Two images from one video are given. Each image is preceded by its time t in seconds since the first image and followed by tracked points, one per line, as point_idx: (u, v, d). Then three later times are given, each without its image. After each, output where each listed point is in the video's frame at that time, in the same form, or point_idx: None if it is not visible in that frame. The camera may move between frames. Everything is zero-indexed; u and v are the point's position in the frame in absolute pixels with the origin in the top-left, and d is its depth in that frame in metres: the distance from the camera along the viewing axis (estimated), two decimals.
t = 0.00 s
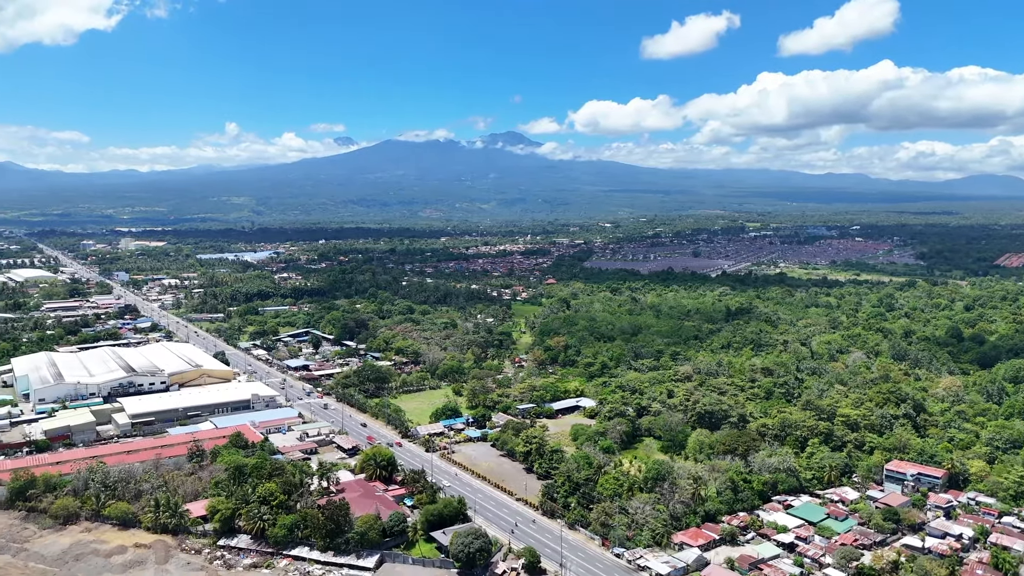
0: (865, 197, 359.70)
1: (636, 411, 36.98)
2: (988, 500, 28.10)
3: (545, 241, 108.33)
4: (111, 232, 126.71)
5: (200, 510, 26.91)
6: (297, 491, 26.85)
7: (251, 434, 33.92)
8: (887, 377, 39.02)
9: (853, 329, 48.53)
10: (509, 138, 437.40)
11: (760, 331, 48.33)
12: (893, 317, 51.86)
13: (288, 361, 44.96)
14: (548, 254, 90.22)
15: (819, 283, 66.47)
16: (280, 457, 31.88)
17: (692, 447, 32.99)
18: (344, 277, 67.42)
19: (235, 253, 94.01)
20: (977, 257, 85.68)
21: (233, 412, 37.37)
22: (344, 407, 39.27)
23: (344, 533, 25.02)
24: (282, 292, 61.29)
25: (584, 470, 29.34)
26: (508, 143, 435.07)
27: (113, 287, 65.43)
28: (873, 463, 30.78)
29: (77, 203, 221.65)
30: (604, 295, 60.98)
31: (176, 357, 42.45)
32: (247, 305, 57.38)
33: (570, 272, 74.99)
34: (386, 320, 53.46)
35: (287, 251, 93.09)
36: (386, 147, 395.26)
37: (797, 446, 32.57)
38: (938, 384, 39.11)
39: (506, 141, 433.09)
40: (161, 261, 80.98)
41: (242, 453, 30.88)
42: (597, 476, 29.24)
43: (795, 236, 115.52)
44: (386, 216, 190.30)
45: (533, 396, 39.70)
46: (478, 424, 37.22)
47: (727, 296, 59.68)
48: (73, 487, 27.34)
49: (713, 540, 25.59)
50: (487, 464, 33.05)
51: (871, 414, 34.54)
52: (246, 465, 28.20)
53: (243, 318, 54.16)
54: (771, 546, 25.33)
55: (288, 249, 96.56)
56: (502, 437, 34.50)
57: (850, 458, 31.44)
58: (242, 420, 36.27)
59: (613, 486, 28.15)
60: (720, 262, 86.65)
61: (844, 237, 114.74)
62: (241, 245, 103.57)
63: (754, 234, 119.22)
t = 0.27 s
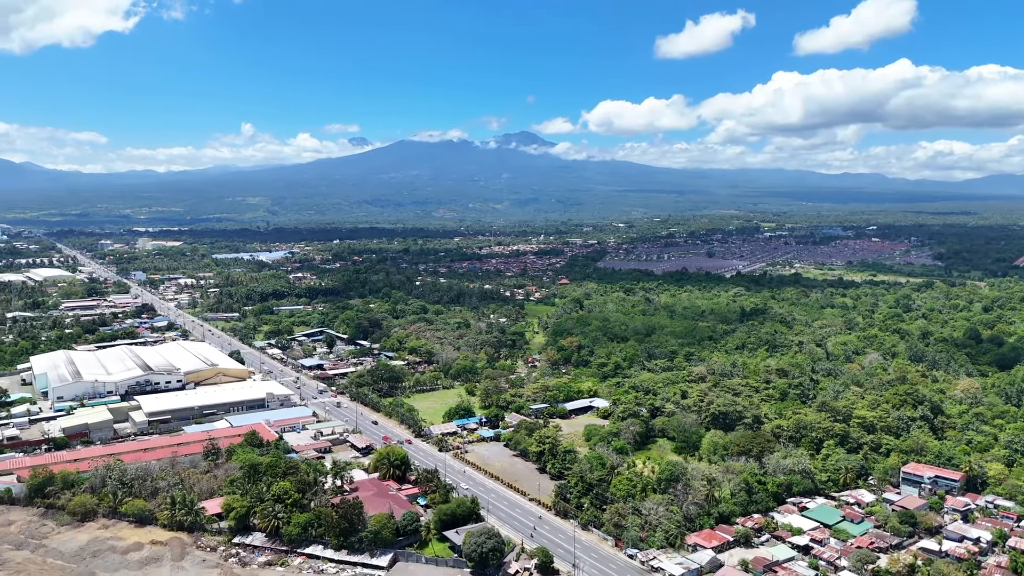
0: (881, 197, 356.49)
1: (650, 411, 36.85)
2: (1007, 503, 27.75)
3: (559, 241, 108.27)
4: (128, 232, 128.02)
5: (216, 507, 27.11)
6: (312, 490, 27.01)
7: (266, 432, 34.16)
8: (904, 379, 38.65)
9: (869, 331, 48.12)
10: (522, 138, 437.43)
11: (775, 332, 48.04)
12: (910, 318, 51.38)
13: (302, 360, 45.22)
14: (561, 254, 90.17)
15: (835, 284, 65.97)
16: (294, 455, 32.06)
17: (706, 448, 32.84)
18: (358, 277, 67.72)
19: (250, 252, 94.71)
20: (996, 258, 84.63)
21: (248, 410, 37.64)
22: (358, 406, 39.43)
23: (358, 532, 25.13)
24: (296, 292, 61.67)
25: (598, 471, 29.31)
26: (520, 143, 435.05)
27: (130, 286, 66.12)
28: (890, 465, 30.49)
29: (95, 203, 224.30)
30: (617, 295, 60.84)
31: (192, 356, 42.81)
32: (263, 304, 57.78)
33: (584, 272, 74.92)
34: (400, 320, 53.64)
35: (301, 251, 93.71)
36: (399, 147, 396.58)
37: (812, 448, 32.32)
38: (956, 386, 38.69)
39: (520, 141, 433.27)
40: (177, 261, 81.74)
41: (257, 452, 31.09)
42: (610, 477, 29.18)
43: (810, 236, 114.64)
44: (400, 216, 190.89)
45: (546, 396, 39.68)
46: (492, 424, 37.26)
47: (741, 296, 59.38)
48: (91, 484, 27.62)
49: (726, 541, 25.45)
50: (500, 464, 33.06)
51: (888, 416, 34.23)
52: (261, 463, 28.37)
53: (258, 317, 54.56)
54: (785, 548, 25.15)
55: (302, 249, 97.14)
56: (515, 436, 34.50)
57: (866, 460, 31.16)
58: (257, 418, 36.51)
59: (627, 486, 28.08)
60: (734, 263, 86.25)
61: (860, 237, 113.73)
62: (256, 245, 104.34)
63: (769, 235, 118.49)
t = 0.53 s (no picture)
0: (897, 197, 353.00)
1: (663, 412, 36.73)
2: None
3: (572, 241, 108.12)
4: (146, 232, 129.42)
5: (231, 505, 27.32)
6: (326, 488, 27.16)
7: (281, 431, 34.37)
8: (921, 380, 38.27)
9: (886, 332, 47.68)
10: (534, 138, 437.24)
11: (790, 333, 47.71)
12: (927, 320, 50.83)
13: (317, 359, 45.47)
14: (574, 254, 90.06)
15: (851, 284, 65.44)
16: (308, 454, 32.24)
17: (720, 449, 32.68)
18: (372, 277, 67.99)
19: (265, 252, 95.36)
20: (1016, 259, 83.55)
21: (263, 409, 37.90)
22: (372, 405, 39.57)
23: (371, 531, 25.22)
24: (311, 291, 62.01)
25: (611, 471, 29.25)
26: (533, 142, 434.84)
27: (147, 285, 66.79)
28: (906, 467, 30.19)
29: (113, 203, 226.96)
30: (631, 296, 60.68)
31: (207, 355, 43.16)
32: (278, 304, 58.15)
33: (597, 272, 74.80)
34: (413, 320, 53.79)
35: (316, 251, 94.23)
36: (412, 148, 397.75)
37: (828, 449, 32.08)
38: (974, 388, 38.25)
39: (533, 140, 433.15)
40: (194, 260, 82.46)
41: (272, 450, 31.30)
42: (624, 478, 29.12)
43: (826, 236, 113.68)
44: (413, 216, 191.45)
45: (559, 396, 39.65)
46: (505, 423, 37.27)
47: (756, 297, 59.03)
48: (108, 481, 27.92)
49: (741, 543, 25.30)
50: (513, 463, 33.07)
51: (905, 418, 33.90)
52: (275, 462, 28.55)
53: (273, 317, 54.93)
54: (800, 551, 24.98)
55: (317, 249, 97.67)
56: (528, 436, 34.49)
57: (883, 462, 30.88)
58: (272, 417, 36.76)
59: (640, 487, 28.01)
60: (749, 263, 85.77)
61: (877, 238, 112.67)
62: (272, 245, 105.01)
63: (785, 235, 117.66)
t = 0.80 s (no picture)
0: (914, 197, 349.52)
1: (677, 413, 36.59)
2: None
3: (585, 241, 107.95)
4: (163, 232, 130.78)
5: (246, 503, 27.52)
6: (339, 487, 27.30)
7: (295, 430, 34.57)
8: (939, 382, 37.88)
9: (903, 333, 47.23)
10: (547, 138, 436.87)
11: (806, 334, 47.39)
12: (945, 321, 50.29)
13: (331, 358, 45.69)
14: (588, 254, 89.92)
15: (868, 285, 64.91)
16: (323, 453, 32.41)
17: (734, 451, 32.51)
18: (386, 277, 68.24)
19: (280, 252, 95.96)
20: None
21: (278, 408, 38.14)
22: (385, 405, 39.70)
23: (384, 530, 25.32)
24: (325, 291, 62.32)
25: (624, 472, 29.18)
26: (546, 142, 434.53)
27: (164, 285, 67.41)
28: (924, 470, 29.87)
29: (130, 203, 229.87)
30: (645, 296, 60.49)
31: (223, 354, 43.49)
32: (293, 303, 58.49)
33: (611, 272, 74.65)
34: (427, 320, 53.92)
35: (330, 251, 94.74)
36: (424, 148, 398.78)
37: (844, 451, 31.82)
38: (993, 390, 37.79)
39: (546, 140, 432.91)
40: (210, 260, 83.14)
41: (286, 449, 31.49)
42: (637, 479, 29.03)
43: (843, 236, 112.72)
44: (427, 216, 191.94)
45: (572, 396, 39.59)
46: (518, 424, 37.28)
47: (771, 297, 58.66)
48: (125, 479, 28.19)
49: (755, 545, 25.16)
50: (526, 464, 33.07)
51: (922, 420, 33.56)
52: (290, 460, 28.71)
53: (288, 316, 55.27)
54: (815, 553, 24.80)
55: (331, 248, 98.17)
56: (541, 437, 34.48)
57: (899, 465, 30.59)
58: (286, 416, 36.98)
59: (653, 488, 27.93)
60: (764, 264, 85.27)
61: (894, 238, 111.58)
62: (286, 245, 105.65)
63: (800, 235, 116.84)
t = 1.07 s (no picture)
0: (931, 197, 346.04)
1: (691, 414, 36.44)
2: None
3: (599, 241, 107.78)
4: (180, 232, 132.14)
5: (261, 501, 27.70)
6: (353, 486, 27.42)
7: (310, 429, 34.76)
8: (957, 384, 37.47)
9: (921, 334, 46.77)
10: (560, 138, 436.46)
11: (822, 335, 47.05)
12: (964, 322, 49.74)
13: (345, 358, 45.90)
14: (601, 254, 89.78)
15: (885, 286, 64.35)
16: (337, 452, 32.56)
17: (749, 452, 32.31)
18: (400, 277, 68.47)
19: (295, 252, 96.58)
20: None
21: (292, 407, 38.37)
22: (399, 404, 39.83)
23: (398, 529, 25.40)
24: (340, 291, 62.63)
25: (638, 473, 29.10)
26: (559, 142, 434.18)
27: (181, 284, 68.03)
28: (941, 473, 29.55)
29: (148, 203, 232.95)
30: (659, 297, 60.29)
31: (238, 353, 43.80)
32: (307, 303, 58.82)
33: (625, 272, 74.49)
34: (441, 320, 54.04)
35: (345, 250, 95.25)
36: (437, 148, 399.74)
37: (860, 454, 31.55)
38: (1013, 392, 37.32)
39: (559, 140, 432.60)
40: (226, 260, 83.81)
41: (301, 448, 31.67)
42: (651, 480, 28.94)
43: (859, 237, 111.75)
44: (440, 217, 192.42)
45: (586, 397, 39.53)
46: (531, 424, 37.27)
47: (787, 298, 58.29)
48: (142, 476, 28.46)
49: (770, 547, 25.00)
50: (539, 464, 33.07)
51: (939, 422, 33.22)
52: (304, 459, 28.86)
53: (303, 315, 55.60)
54: (831, 556, 24.61)
55: (345, 248, 98.68)
56: (555, 437, 34.45)
57: (916, 467, 30.29)
58: (301, 415, 37.19)
59: (667, 490, 27.82)
60: (779, 264, 84.74)
61: (912, 238, 110.47)
62: (301, 245, 106.33)
63: (816, 235, 115.99)
